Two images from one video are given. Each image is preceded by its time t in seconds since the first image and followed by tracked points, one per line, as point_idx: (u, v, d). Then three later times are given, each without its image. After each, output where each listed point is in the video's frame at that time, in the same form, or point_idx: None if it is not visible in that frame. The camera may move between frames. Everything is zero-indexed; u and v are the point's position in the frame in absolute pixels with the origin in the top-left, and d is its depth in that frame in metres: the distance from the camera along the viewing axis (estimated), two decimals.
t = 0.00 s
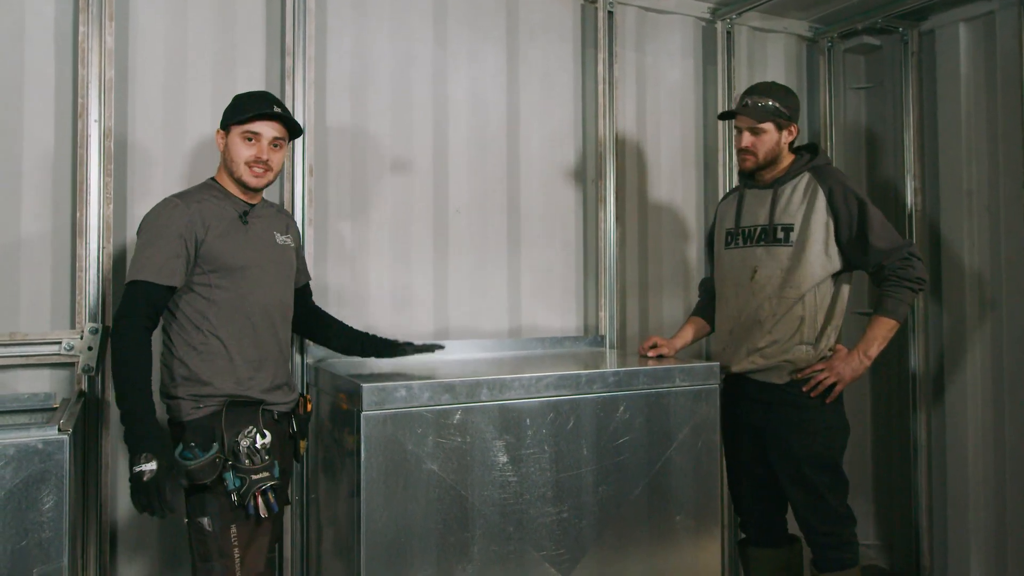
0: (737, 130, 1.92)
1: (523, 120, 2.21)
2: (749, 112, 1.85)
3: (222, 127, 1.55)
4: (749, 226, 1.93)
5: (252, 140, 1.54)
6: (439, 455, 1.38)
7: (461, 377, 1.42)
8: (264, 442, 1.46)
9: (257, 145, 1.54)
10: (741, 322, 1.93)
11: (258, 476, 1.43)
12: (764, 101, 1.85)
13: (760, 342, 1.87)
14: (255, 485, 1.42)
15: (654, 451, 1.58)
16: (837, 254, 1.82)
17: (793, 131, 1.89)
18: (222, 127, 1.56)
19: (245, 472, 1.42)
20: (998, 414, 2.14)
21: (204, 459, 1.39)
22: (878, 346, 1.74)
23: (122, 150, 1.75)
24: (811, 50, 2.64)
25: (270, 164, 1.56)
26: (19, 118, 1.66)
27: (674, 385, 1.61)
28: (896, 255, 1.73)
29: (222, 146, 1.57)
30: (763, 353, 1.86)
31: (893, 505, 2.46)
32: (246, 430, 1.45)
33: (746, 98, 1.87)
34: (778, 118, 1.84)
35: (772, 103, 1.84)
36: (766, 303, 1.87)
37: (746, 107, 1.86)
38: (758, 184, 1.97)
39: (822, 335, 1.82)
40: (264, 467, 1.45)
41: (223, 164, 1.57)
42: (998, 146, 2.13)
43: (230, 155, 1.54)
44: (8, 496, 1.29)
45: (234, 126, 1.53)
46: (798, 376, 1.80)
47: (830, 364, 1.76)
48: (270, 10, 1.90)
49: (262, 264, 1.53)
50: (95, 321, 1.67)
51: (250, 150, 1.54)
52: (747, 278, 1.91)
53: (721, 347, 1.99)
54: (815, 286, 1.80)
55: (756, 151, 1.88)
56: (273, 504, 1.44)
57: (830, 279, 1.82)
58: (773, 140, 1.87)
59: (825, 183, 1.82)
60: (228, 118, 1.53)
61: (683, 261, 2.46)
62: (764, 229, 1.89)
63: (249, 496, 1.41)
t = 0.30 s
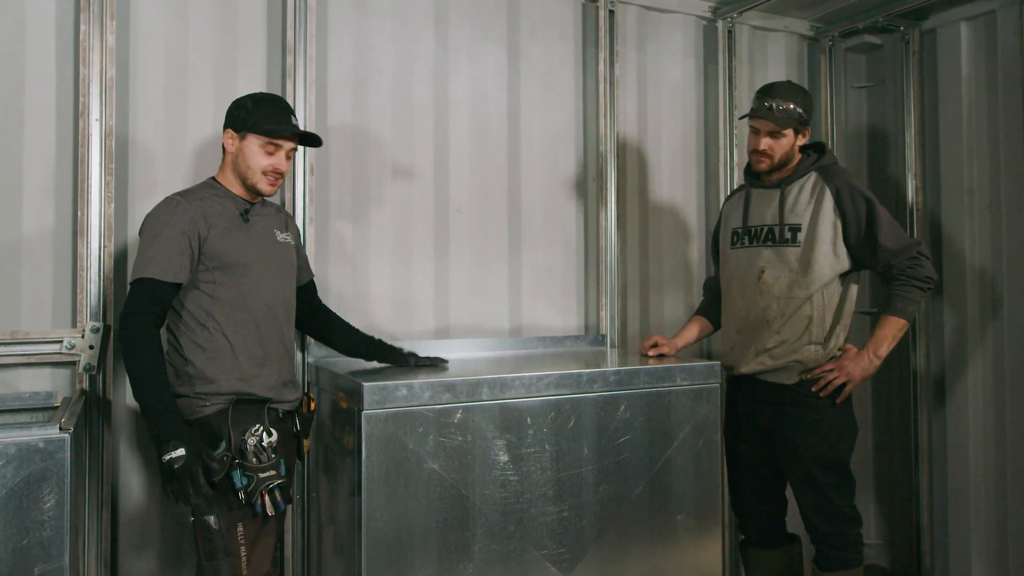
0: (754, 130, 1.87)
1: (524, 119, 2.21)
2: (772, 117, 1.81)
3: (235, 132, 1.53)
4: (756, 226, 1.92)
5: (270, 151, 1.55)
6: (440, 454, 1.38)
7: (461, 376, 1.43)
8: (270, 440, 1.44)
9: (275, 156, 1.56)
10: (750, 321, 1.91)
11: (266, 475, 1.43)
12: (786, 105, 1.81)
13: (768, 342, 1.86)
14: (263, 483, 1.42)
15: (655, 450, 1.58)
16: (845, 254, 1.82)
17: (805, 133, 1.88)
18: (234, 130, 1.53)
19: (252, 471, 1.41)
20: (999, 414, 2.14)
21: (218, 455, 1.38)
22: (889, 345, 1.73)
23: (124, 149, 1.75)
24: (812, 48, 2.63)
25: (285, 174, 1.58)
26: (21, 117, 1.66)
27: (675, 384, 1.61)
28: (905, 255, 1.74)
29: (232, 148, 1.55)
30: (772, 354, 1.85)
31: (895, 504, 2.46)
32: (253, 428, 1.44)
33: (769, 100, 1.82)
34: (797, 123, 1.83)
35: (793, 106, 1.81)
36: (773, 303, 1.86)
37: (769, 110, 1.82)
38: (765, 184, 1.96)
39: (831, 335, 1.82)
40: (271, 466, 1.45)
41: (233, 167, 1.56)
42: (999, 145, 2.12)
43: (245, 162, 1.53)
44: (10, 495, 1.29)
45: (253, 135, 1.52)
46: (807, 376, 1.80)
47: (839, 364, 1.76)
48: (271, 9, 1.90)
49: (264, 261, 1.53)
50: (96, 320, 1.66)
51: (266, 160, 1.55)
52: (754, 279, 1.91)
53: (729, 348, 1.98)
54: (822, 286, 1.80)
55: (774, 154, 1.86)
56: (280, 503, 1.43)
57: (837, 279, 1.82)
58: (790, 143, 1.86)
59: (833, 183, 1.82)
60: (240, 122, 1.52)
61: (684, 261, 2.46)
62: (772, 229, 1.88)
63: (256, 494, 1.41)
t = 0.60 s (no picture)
0: (761, 130, 1.86)
1: (524, 118, 2.21)
2: (783, 119, 1.80)
3: (260, 141, 1.52)
4: (762, 225, 1.92)
5: (295, 158, 1.58)
6: (441, 454, 1.38)
7: (462, 376, 1.42)
8: (265, 443, 1.47)
9: (299, 164, 1.60)
10: (755, 321, 1.92)
11: (261, 477, 1.44)
12: (795, 107, 1.81)
13: (774, 342, 1.86)
14: (259, 486, 1.42)
15: (657, 449, 1.58)
16: (852, 253, 1.82)
17: (811, 133, 1.88)
18: (259, 140, 1.53)
19: (248, 474, 1.42)
20: (999, 413, 2.14)
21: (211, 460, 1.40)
22: (896, 343, 1.73)
23: (122, 151, 1.75)
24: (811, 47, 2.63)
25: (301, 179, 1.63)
26: (20, 119, 1.66)
27: (676, 383, 1.61)
28: (913, 255, 1.74)
29: (253, 156, 1.54)
30: (778, 354, 1.86)
31: (896, 502, 2.47)
32: (248, 431, 1.46)
33: (777, 102, 1.81)
34: (804, 125, 1.83)
35: (801, 106, 1.81)
36: (779, 303, 1.86)
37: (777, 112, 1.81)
38: (770, 184, 1.94)
39: (837, 334, 1.82)
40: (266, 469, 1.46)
41: (251, 173, 1.56)
42: (999, 143, 2.12)
43: (272, 170, 1.55)
44: (10, 497, 1.29)
45: (282, 145, 1.54)
46: (814, 374, 1.80)
47: (847, 363, 1.76)
48: (270, 9, 1.89)
49: (266, 267, 1.54)
50: (96, 322, 1.66)
51: (290, 168, 1.58)
52: (759, 279, 1.90)
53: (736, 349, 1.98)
54: (827, 287, 1.80)
55: (781, 155, 1.85)
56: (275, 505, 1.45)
57: (842, 280, 1.82)
58: (797, 143, 1.85)
59: (839, 183, 1.82)
60: (269, 133, 1.52)
61: (685, 260, 2.46)
62: (777, 229, 1.88)
63: (252, 498, 1.42)
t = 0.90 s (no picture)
0: (761, 131, 1.86)
1: (522, 118, 2.21)
2: (782, 120, 1.80)
3: (252, 138, 1.52)
4: (762, 225, 1.92)
5: (287, 154, 1.59)
6: (440, 454, 1.38)
7: (461, 375, 1.42)
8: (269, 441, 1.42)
9: (291, 159, 1.60)
10: (755, 321, 1.92)
11: (264, 475, 1.41)
12: (795, 107, 1.81)
13: (775, 342, 1.86)
14: (262, 484, 1.41)
15: (656, 449, 1.58)
16: (853, 253, 1.81)
17: (812, 132, 1.88)
18: (253, 137, 1.52)
19: (251, 472, 1.41)
20: (998, 413, 2.14)
21: (214, 461, 1.38)
22: (897, 342, 1.73)
23: (121, 150, 1.75)
24: (810, 46, 2.63)
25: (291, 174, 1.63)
26: (18, 118, 1.66)
27: (675, 382, 1.61)
28: (914, 254, 1.74)
29: (245, 153, 1.54)
30: (779, 353, 1.86)
31: (895, 502, 2.47)
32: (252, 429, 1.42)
33: (777, 102, 1.81)
34: (804, 125, 1.82)
35: (800, 106, 1.81)
36: (780, 303, 1.86)
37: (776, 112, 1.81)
38: (770, 184, 1.94)
39: (838, 333, 1.82)
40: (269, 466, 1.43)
41: (243, 170, 1.55)
42: (998, 143, 2.13)
43: (266, 166, 1.55)
44: (9, 497, 1.29)
45: (273, 140, 1.54)
46: (814, 373, 1.80)
47: (847, 362, 1.76)
48: (268, 9, 1.89)
49: (263, 265, 1.54)
50: (95, 321, 1.66)
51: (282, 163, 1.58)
52: (760, 279, 1.90)
53: (736, 348, 1.98)
54: (827, 286, 1.80)
55: (781, 155, 1.85)
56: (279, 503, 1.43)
57: (843, 280, 1.82)
58: (797, 143, 1.85)
59: (840, 184, 1.82)
60: (263, 130, 1.52)
61: (684, 260, 2.46)
62: (778, 229, 1.88)
63: (256, 495, 1.41)
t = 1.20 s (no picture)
0: (760, 129, 1.86)
1: (522, 117, 2.21)
2: (779, 118, 1.80)
3: (237, 137, 1.51)
4: (762, 225, 1.92)
5: (276, 154, 1.56)
6: (439, 453, 1.38)
7: (460, 375, 1.42)
8: (268, 439, 1.46)
9: (280, 159, 1.58)
10: (754, 321, 1.92)
11: (264, 473, 1.43)
12: (793, 106, 1.81)
13: (775, 342, 1.86)
14: (261, 482, 1.42)
15: (655, 449, 1.58)
16: (853, 253, 1.81)
17: (812, 131, 1.88)
18: (239, 136, 1.51)
19: (251, 470, 1.42)
20: (998, 413, 2.14)
21: (213, 460, 1.39)
22: (897, 343, 1.73)
23: (121, 150, 1.75)
24: (810, 46, 2.63)
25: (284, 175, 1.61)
26: (18, 118, 1.66)
27: (675, 382, 1.61)
28: (915, 255, 1.74)
29: (234, 153, 1.53)
30: (779, 354, 1.86)
31: (895, 501, 2.47)
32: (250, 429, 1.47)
33: (774, 101, 1.81)
34: (803, 123, 1.82)
35: (798, 105, 1.81)
36: (780, 303, 1.86)
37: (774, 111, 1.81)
38: (771, 183, 1.94)
39: (838, 334, 1.82)
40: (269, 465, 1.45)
41: (233, 170, 1.54)
42: (998, 143, 2.13)
43: (253, 166, 1.54)
44: (8, 496, 1.29)
45: (260, 139, 1.53)
46: (814, 373, 1.80)
47: (847, 363, 1.76)
48: (268, 9, 1.89)
49: (262, 265, 1.54)
50: (94, 321, 1.67)
51: (270, 164, 1.56)
52: (760, 280, 1.90)
53: (735, 348, 1.98)
54: (827, 287, 1.80)
55: (780, 153, 1.85)
56: (279, 501, 1.45)
57: (844, 281, 1.82)
58: (796, 142, 1.85)
59: (841, 184, 1.82)
60: (250, 129, 1.51)
61: (684, 260, 2.46)
62: (778, 229, 1.88)
63: (256, 494, 1.42)
